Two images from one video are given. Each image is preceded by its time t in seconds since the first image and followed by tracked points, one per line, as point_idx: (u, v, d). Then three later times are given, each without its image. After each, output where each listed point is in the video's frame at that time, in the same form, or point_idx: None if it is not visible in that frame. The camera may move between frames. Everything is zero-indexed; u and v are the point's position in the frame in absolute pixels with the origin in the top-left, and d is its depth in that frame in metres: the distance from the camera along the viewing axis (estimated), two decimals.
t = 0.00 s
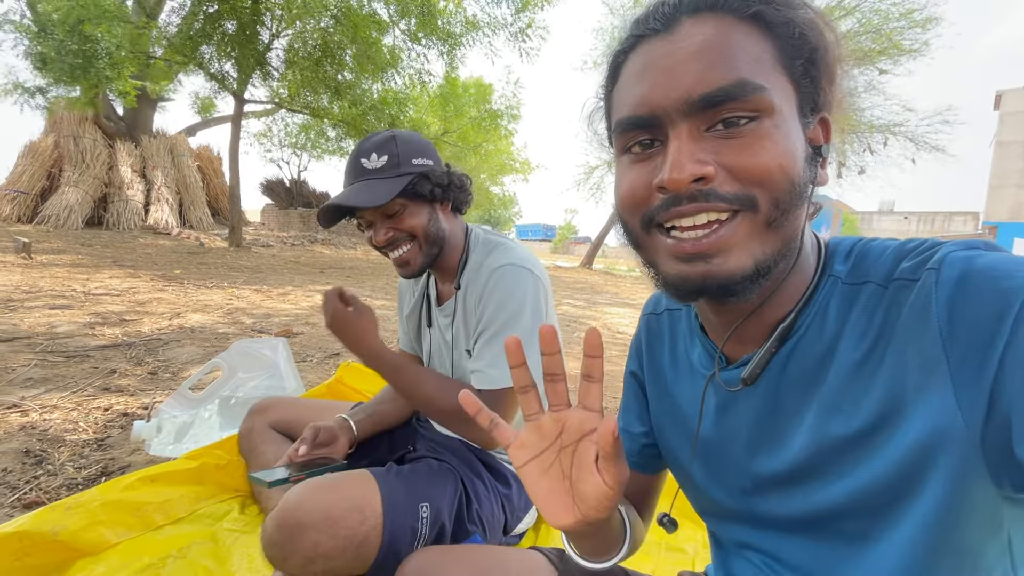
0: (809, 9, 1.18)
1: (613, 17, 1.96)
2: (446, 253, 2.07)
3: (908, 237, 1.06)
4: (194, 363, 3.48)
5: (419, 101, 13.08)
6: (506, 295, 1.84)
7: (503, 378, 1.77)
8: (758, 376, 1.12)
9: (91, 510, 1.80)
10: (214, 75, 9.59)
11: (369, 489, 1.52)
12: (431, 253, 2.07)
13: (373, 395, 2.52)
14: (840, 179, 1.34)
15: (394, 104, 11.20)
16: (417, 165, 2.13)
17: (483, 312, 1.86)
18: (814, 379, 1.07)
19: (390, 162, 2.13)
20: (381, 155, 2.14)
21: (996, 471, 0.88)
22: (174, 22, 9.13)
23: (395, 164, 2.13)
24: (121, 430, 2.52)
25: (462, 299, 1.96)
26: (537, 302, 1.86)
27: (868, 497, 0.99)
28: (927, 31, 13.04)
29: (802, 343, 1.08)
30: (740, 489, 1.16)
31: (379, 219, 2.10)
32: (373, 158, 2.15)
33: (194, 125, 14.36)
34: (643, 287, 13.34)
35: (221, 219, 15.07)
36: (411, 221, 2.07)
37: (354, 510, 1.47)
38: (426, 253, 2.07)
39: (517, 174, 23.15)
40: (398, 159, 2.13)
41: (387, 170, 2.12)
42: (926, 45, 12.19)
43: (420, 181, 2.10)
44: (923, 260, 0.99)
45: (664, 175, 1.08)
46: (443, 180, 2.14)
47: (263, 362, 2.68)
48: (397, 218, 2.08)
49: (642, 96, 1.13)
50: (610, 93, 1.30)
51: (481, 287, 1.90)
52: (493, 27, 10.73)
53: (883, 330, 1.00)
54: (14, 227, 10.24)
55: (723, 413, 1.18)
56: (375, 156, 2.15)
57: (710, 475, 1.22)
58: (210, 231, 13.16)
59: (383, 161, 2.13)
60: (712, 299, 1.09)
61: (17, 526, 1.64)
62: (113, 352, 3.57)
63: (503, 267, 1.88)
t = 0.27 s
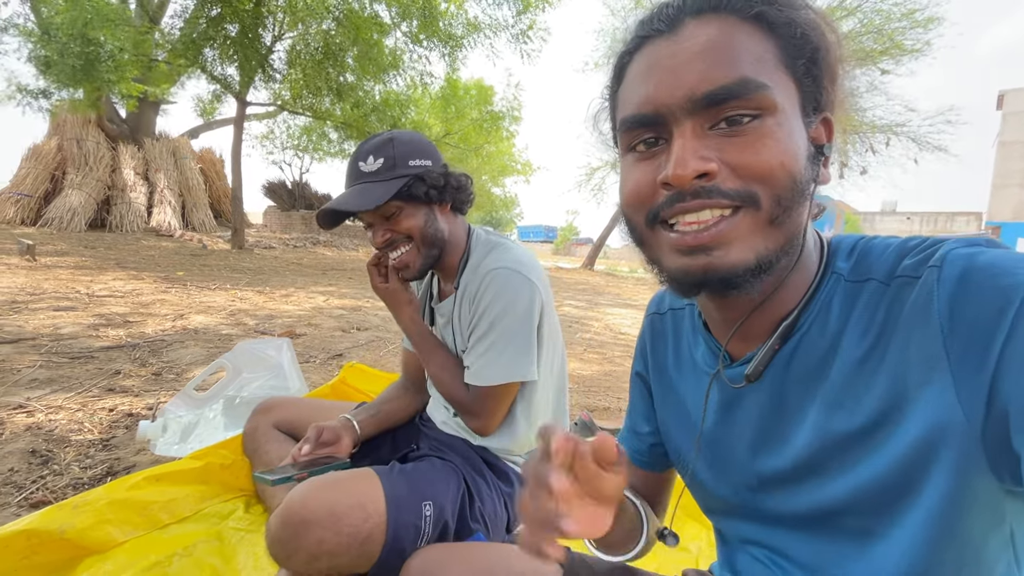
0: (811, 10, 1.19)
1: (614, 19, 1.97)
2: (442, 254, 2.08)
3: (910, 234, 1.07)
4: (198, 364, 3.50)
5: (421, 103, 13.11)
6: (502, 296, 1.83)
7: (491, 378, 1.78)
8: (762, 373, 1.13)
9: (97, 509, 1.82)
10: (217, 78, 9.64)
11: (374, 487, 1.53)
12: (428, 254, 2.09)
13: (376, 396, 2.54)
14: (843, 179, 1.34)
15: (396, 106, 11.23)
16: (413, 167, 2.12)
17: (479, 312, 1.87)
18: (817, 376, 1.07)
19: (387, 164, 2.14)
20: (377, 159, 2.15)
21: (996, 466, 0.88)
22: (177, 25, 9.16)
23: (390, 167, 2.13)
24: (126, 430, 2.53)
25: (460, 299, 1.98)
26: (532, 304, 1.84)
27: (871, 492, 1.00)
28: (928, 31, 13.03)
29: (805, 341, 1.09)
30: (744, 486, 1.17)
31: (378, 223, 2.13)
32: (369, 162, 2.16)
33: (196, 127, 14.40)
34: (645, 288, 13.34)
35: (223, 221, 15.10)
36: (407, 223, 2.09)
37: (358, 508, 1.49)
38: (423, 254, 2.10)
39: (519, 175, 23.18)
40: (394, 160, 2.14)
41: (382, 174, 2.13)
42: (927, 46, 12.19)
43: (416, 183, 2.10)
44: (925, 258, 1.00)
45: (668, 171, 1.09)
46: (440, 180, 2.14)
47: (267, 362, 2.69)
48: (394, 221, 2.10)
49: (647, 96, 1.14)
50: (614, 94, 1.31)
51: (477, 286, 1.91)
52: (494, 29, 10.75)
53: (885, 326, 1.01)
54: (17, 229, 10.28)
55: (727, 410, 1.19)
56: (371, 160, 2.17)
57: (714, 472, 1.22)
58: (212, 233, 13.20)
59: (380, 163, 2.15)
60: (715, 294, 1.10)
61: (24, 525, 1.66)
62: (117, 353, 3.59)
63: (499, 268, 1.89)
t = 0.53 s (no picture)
0: (808, 6, 1.20)
1: (615, 18, 1.98)
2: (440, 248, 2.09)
3: (910, 228, 1.08)
4: (200, 364, 3.51)
5: (421, 104, 13.13)
6: (502, 289, 1.84)
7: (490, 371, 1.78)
8: (764, 366, 1.14)
9: (101, 506, 1.83)
10: (219, 79, 9.66)
11: (375, 483, 1.55)
12: (427, 249, 2.11)
13: (377, 394, 2.55)
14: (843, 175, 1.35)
15: (397, 107, 11.26)
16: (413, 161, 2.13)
17: (479, 306, 1.88)
18: (818, 368, 1.08)
19: (388, 158, 2.15)
20: (380, 152, 2.17)
21: (995, 458, 0.89)
22: (178, 27, 9.18)
23: (392, 161, 2.15)
24: (129, 429, 2.54)
25: (461, 294, 2.00)
26: (531, 297, 1.84)
27: (870, 483, 1.01)
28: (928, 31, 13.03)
29: (806, 333, 1.10)
30: (746, 477, 1.18)
31: (378, 216, 2.15)
32: (372, 155, 2.18)
33: (197, 129, 14.43)
34: (646, 288, 13.34)
35: (224, 223, 15.13)
36: (406, 216, 2.10)
37: (361, 504, 1.50)
38: (422, 248, 2.11)
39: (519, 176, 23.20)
40: (395, 155, 2.15)
41: (384, 167, 2.15)
42: (927, 46, 12.19)
43: (417, 178, 2.11)
44: (926, 252, 1.01)
45: (673, 168, 1.10)
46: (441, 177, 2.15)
47: (269, 361, 2.70)
48: (394, 214, 2.12)
49: (648, 94, 1.15)
50: (614, 93, 1.32)
51: (477, 281, 1.93)
52: (495, 30, 10.77)
53: (885, 319, 1.02)
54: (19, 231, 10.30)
55: (729, 403, 1.20)
56: (374, 153, 2.19)
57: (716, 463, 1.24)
58: (214, 234, 13.22)
59: (381, 157, 2.16)
60: (722, 288, 1.11)
61: (29, 522, 1.67)
62: (119, 353, 3.60)
63: (498, 262, 1.90)
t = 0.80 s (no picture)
0: (807, 5, 1.20)
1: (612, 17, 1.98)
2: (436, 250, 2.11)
3: (906, 227, 1.08)
4: (198, 364, 3.51)
5: (421, 104, 13.13)
6: (495, 289, 1.84)
7: (484, 371, 1.78)
8: (760, 367, 1.14)
9: (96, 507, 1.83)
10: (218, 80, 9.66)
11: (372, 484, 1.55)
12: (422, 250, 2.12)
13: (374, 395, 2.54)
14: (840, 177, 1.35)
15: (397, 107, 11.27)
16: (410, 163, 2.14)
17: (473, 306, 1.88)
18: (817, 369, 1.08)
19: (385, 160, 2.16)
20: (378, 153, 2.18)
21: (995, 458, 0.88)
22: (178, 28, 9.18)
23: (390, 162, 2.15)
24: (126, 430, 2.54)
25: (455, 294, 2.00)
26: (525, 297, 1.84)
27: (869, 485, 1.00)
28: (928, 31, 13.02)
29: (803, 334, 1.09)
30: (744, 480, 1.18)
31: (375, 215, 2.16)
32: (370, 156, 2.18)
33: (197, 129, 14.43)
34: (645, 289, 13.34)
35: (225, 223, 15.14)
36: (403, 217, 2.12)
37: (357, 505, 1.50)
38: (418, 249, 2.13)
39: (520, 176, 23.22)
40: (393, 157, 2.16)
41: (382, 168, 2.15)
42: (927, 46, 12.19)
43: (414, 180, 2.12)
44: (923, 251, 1.00)
45: (666, 165, 1.10)
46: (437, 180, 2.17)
47: (266, 362, 2.70)
48: (391, 215, 2.13)
49: (643, 90, 1.14)
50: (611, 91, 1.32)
51: (471, 280, 1.93)
52: (494, 30, 10.77)
53: (883, 319, 1.01)
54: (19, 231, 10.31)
55: (727, 404, 1.20)
56: (372, 154, 2.19)
57: (714, 464, 1.23)
58: (214, 234, 13.23)
59: (379, 159, 2.17)
60: (715, 286, 1.10)
61: (24, 523, 1.66)
62: (118, 354, 3.60)
63: (493, 262, 1.90)
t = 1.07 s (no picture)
0: (809, 8, 1.20)
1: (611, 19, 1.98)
2: (444, 244, 2.14)
3: (906, 230, 1.08)
4: (196, 366, 3.50)
5: (420, 105, 13.14)
6: (496, 288, 1.85)
7: (490, 370, 1.78)
8: (759, 370, 1.14)
9: (93, 509, 1.82)
10: (218, 81, 9.67)
11: (368, 486, 1.54)
12: (432, 241, 2.14)
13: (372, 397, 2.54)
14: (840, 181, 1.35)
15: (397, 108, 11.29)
16: (425, 157, 2.21)
17: (475, 306, 1.88)
18: (814, 373, 1.07)
19: (401, 151, 2.20)
20: (394, 144, 2.22)
21: (993, 464, 0.88)
22: (177, 28, 9.17)
23: (406, 153, 2.20)
24: (123, 431, 2.53)
25: (454, 294, 1.99)
26: (527, 295, 1.85)
27: (866, 489, 1.00)
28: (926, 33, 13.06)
29: (802, 337, 1.09)
30: (742, 484, 1.18)
31: (386, 203, 2.17)
32: (385, 145, 2.22)
33: (196, 130, 14.42)
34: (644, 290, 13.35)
35: (223, 224, 15.13)
36: (416, 207, 2.15)
37: (354, 506, 1.49)
38: (426, 240, 2.14)
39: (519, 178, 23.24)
40: (409, 149, 2.21)
41: (398, 157, 2.20)
42: (926, 47, 12.22)
43: (429, 173, 2.19)
44: (922, 254, 1.00)
45: (662, 168, 1.10)
46: (447, 178, 2.26)
47: (264, 363, 2.69)
48: (405, 204, 2.15)
49: (641, 92, 1.14)
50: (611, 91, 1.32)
51: (471, 281, 1.92)
52: (493, 31, 10.78)
53: (881, 323, 1.01)
54: (18, 232, 10.29)
55: (724, 409, 1.20)
56: (387, 144, 2.23)
57: (712, 467, 1.23)
58: (213, 235, 13.22)
59: (395, 149, 2.21)
60: (710, 289, 1.10)
61: (21, 525, 1.66)
62: (115, 355, 3.59)
63: (493, 261, 1.90)
